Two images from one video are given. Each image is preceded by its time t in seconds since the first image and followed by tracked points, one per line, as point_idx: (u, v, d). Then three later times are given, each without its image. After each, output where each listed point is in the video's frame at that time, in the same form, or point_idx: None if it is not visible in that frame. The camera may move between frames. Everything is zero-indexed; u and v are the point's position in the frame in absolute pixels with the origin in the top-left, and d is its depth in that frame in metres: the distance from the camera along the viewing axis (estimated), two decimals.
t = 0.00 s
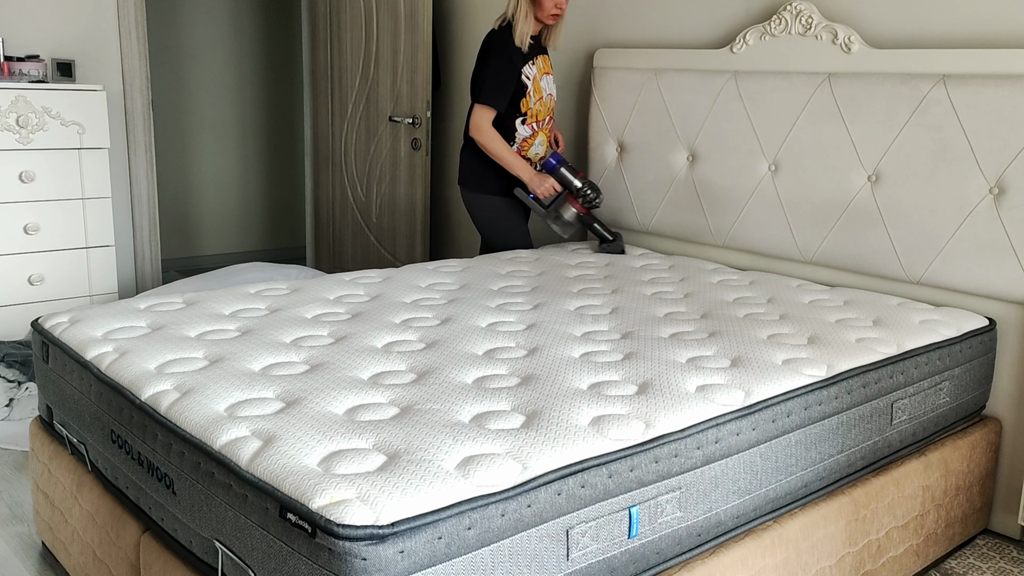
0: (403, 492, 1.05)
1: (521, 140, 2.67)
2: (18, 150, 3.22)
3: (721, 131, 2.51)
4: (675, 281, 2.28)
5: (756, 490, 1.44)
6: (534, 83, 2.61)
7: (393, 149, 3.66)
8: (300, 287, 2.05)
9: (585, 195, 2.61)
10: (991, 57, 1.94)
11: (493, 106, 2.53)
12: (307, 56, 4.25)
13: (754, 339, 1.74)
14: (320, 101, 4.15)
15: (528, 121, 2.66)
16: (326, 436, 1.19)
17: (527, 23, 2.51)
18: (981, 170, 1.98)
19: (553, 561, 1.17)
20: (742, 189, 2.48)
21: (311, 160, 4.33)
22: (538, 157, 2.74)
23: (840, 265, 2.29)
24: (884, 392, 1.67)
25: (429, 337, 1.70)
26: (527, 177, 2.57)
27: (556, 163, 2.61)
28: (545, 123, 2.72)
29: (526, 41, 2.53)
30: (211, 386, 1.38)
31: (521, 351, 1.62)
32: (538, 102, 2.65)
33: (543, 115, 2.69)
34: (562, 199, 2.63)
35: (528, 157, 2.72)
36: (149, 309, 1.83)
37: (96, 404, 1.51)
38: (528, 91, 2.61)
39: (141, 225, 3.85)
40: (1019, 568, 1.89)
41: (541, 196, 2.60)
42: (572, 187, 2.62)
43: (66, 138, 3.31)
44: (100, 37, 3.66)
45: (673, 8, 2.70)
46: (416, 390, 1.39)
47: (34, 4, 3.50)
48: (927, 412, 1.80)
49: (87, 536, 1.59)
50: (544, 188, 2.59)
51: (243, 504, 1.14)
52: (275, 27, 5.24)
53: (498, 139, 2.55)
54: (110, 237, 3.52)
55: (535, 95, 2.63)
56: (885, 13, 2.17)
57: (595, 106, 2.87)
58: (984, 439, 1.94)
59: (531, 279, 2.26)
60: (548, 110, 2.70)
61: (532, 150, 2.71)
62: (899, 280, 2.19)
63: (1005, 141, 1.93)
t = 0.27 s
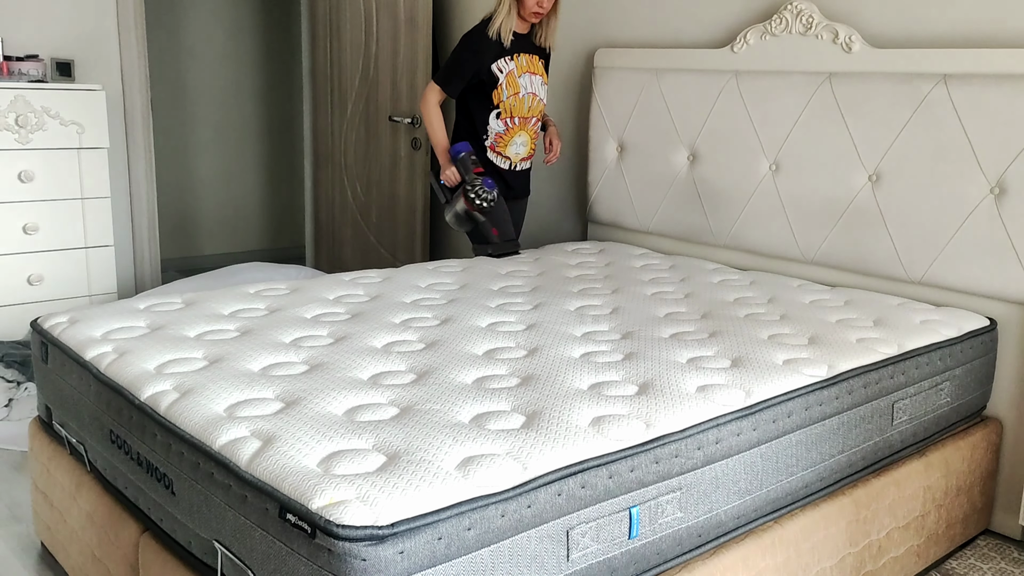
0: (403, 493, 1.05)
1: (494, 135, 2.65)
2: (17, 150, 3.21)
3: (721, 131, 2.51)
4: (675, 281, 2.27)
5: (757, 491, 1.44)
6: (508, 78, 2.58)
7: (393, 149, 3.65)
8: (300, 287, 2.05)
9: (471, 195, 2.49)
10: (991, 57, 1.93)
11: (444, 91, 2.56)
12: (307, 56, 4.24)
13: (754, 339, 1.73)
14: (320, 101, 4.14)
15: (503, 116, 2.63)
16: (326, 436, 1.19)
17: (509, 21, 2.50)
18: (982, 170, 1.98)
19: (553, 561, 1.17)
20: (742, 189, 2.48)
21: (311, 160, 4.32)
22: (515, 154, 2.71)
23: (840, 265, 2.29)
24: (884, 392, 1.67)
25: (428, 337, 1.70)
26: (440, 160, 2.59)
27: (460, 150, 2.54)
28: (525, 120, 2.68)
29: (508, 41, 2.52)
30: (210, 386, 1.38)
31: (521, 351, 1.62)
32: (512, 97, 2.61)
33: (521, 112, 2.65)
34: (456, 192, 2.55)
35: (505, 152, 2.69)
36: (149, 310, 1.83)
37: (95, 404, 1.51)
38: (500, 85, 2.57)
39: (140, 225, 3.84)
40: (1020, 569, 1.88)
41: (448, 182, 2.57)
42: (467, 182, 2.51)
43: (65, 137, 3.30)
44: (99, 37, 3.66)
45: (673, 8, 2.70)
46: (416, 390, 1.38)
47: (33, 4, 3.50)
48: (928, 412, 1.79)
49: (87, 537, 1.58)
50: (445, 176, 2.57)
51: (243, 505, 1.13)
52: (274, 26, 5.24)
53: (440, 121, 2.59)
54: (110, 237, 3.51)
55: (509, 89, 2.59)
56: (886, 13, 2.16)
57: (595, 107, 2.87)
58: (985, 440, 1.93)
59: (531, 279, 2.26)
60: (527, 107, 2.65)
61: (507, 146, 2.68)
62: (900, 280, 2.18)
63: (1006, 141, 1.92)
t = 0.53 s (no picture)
0: (403, 492, 1.05)
1: (492, 140, 2.66)
2: (17, 150, 3.21)
3: (721, 131, 2.51)
4: (675, 281, 2.27)
5: (757, 491, 1.44)
6: (505, 83, 2.58)
7: (393, 149, 3.65)
8: (300, 287, 2.05)
9: (505, 209, 2.43)
10: (992, 57, 1.93)
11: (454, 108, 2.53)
12: (307, 56, 4.24)
13: (755, 339, 1.73)
14: (320, 101, 4.14)
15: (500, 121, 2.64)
16: (326, 436, 1.19)
17: (506, 25, 2.47)
18: (982, 170, 1.98)
19: (553, 561, 1.17)
20: (742, 188, 2.48)
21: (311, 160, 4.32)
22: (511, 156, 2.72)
23: (840, 265, 2.29)
24: (884, 392, 1.67)
25: (428, 337, 1.70)
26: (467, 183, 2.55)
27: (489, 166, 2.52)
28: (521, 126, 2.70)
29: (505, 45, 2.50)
30: (210, 386, 1.38)
31: (521, 351, 1.62)
32: (509, 104, 2.61)
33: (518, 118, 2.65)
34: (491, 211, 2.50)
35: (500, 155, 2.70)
36: (149, 309, 1.83)
37: (95, 404, 1.51)
38: (497, 91, 2.57)
39: (140, 225, 3.84)
40: (1019, 569, 1.88)
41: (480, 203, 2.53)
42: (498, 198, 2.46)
43: (65, 137, 3.30)
44: (99, 37, 3.66)
45: (673, 8, 2.70)
46: (416, 391, 1.38)
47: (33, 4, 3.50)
48: (928, 412, 1.79)
49: (87, 536, 1.58)
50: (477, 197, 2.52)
51: (243, 505, 1.13)
52: (274, 26, 5.24)
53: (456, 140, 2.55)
54: (110, 237, 3.51)
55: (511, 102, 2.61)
56: (886, 13, 2.16)
57: (595, 107, 2.87)
58: (985, 439, 1.93)
59: (531, 279, 2.26)
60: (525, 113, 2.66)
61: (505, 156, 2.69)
62: (900, 280, 2.18)
63: (1006, 141, 1.92)
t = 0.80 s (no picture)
0: (403, 492, 1.05)
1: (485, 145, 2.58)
2: (17, 150, 3.21)
3: (722, 131, 2.51)
4: (675, 281, 2.27)
5: (757, 491, 1.44)
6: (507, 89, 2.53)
7: (393, 149, 3.65)
8: (300, 287, 2.05)
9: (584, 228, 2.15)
10: (992, 57, 1.93)
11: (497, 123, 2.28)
12: (307, 56, 4.24)
13: (755, 339, 1.73)
14: (320, 102, 4.14)
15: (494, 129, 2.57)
16: (325, 436, 1.19)
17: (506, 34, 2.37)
18: (982, 170, 1.98)
19: (553, 561, 1.17)
20: (742, 189, 2.48)
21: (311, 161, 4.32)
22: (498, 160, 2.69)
23: (840, 265, 2.29)
24: (884, 393, 1.67)
25: (429, 337, 1.70)
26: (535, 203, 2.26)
27: (561, 184, 2.25)
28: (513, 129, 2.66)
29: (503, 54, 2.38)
30: (210, 386, 1.38)
31: (522, 351, 1.62)
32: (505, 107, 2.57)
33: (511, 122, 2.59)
34: (567, 230, 2.22)
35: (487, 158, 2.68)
36: (149, 309, 1.83)
37: (95, 404, 1.51)
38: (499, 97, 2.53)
39: (140, 225, 3.84)
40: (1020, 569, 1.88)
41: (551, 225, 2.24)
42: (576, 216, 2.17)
43: (65, 137, 3.30)
44: (99, 37, 3.66)
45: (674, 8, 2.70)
46: (416, 391, 1.38)
47: (33, 4, 3.50)
48: (928, 412, 1.79)
49: (87, 537, 1.58)
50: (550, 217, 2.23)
51: (243, 505, 1.13)
52: (274, 26, 5.23)
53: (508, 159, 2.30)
54: (110, 237, 3.51)
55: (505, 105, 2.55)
56: (886, 13, 2.16)
57: (595, 107, 2.87)
58: (985, 440, 1.93)
59: (531, 279, 2.26)
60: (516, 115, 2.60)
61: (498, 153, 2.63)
62: (900, 280, 2.18)
63: (1006, 141, 1.92)
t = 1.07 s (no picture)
0: (404, 493, 1.05)
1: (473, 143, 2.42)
2: (17, 150, 3.21)
3: (721, 131, 2.51)
4: (675, 281, 2.27)
5: (757, 490, 1.44)
6: (488, 85, 2.46)
7: (393, 148, 3.65)
8: (300, 287, 2.05)
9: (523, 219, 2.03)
10: (991, 57, 1.94)
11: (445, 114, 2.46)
12: (307, 57, 4.25)
13: (754, 339, 1.73)
14: (320, 102, 4.14)
15: (480, 125, 2.43)
16: (326, 436, 1.19)
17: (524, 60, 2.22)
18: (982, 171, 1.98)
19: (553, 561, 1.17)
20: (742, 188, 2.48)
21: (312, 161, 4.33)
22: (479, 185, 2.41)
23: (840, 265, 2.29)
24: (884, 392, 1.67)
25: (428, 337, 1.70)
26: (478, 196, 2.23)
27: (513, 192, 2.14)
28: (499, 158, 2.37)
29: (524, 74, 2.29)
30: (210, 386, 1.38)
31: (521, 351, 1.62)
32: (489, 105, 2.44)
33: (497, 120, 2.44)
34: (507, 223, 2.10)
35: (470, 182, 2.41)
36: (149, 309, 1.83)
37: (95, 404, 1.51)
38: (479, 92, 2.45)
39: (140, 225, 3.84)
40: (1019, 569, 1.88)
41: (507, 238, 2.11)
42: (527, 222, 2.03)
43: (66, 137, 3.30)
44: (99, 37, 3.66)
45: (674, 8, 2.70)
46: (416, 390, 1.39)
47: (33, 5, 3.50)
48: (928, 412, 1.79)
49: (87, 537, 1.59)
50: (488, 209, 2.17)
51: (243, 505, 1.14)
52: (274, 26, 5.23)
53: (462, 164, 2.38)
54: (110, 237, 3.51)
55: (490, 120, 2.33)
56: (886, 13, 2.16)
57: (595, 107, 2.87)
58: (985, 439, 1.93)
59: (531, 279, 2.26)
60: (501, 112, 2.45)
61: (483, 170, 2.36)
62: (900, 280, 2.18)
63: (1006, 141, 1.92)
